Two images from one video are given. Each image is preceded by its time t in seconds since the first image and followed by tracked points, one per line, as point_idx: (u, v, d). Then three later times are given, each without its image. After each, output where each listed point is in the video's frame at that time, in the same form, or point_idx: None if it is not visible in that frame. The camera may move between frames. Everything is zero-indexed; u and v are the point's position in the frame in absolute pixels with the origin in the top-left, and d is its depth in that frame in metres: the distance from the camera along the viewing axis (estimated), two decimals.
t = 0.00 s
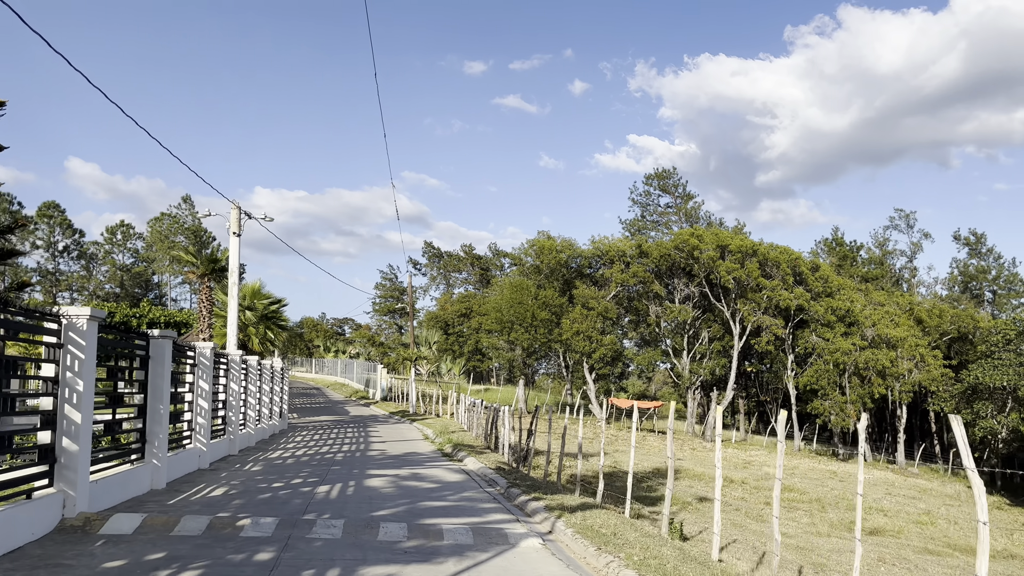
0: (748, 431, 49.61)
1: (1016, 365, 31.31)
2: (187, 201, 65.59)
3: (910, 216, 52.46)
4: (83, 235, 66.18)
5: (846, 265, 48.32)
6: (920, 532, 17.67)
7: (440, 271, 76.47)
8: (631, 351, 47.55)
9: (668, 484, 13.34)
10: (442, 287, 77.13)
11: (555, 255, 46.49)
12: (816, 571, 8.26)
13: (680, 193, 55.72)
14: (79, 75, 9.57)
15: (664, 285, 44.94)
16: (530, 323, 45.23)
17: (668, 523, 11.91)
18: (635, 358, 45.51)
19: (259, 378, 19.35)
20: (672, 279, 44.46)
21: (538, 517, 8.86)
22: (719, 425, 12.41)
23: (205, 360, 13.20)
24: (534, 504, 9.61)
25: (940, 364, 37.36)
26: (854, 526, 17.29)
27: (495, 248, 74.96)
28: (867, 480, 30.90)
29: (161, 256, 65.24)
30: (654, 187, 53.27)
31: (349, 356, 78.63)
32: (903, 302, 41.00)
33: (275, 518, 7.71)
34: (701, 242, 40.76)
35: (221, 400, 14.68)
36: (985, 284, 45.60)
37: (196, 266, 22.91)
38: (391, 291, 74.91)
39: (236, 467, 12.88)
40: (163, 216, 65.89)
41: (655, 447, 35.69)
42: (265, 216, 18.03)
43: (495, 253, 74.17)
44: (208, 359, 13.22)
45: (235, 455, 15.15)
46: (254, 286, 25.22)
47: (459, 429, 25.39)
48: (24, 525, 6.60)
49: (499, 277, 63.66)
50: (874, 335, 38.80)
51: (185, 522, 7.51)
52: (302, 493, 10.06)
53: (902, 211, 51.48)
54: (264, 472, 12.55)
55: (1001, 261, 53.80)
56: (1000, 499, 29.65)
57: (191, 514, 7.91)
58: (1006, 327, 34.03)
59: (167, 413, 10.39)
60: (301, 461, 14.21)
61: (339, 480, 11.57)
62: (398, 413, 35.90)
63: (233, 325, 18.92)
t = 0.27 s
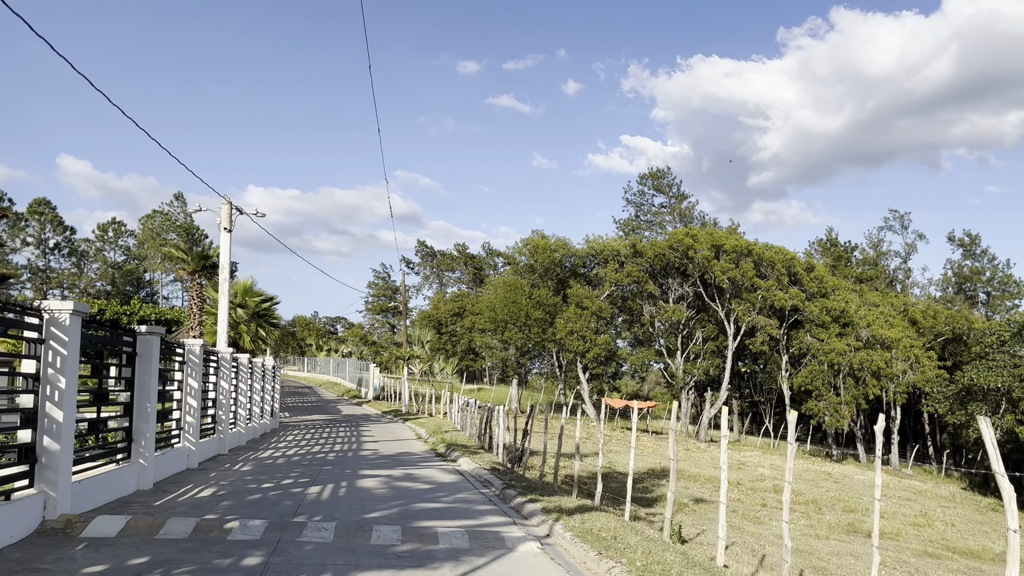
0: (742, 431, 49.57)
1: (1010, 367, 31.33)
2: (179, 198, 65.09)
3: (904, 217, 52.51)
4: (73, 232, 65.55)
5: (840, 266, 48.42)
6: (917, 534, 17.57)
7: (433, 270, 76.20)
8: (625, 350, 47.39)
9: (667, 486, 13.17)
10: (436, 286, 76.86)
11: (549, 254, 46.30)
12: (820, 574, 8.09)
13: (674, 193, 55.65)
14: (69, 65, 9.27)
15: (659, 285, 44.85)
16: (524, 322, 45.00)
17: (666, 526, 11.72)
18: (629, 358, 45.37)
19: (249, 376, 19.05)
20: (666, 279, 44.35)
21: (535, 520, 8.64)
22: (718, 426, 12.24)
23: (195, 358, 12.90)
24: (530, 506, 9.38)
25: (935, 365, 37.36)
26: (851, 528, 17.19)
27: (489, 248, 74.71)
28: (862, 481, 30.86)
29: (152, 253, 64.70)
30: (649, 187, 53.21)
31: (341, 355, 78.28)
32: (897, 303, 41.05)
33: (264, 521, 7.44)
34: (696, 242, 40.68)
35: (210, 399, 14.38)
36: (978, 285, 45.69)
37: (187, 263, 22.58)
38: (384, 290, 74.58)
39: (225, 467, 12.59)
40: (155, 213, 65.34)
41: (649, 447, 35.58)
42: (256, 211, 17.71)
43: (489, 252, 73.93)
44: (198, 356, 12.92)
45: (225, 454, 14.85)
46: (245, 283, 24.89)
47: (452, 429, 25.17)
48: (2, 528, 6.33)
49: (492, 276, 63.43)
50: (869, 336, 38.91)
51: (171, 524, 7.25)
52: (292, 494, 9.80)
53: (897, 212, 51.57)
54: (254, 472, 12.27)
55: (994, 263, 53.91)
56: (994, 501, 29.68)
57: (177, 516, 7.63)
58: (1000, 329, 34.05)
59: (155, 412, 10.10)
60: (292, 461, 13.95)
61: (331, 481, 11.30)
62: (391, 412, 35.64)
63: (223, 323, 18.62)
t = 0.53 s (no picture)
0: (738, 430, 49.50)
1: (1008, 367, 31.22)
2: (174, 194, 64.64)
3: (902, 217, 52.47)
4: (67, 228, 65.00)
5: (838, 265, 48.42)
6: (918, 535, 17.44)
7: (429, 267, 75.93)
8: (621, 349, 47.20)
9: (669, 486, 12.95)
10: (432, 284, 76.58)
11: (547, 252, 46.09)
12: None
13: (672, 192, 55.51)
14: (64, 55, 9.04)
15: (656, 284, 44.72)
16: (521, 320, 44.76)
17: (668, 528, 11.52)
18: (626, 356, 45.21)
19: (244, 374, 18.77)
20: (664, 278, 44.21)
21: (537, 523, 8.42)
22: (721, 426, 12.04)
23: (188, 354, 12.61)
24: (531, 507, 9.16)
25: (932, 365, 37.29)
26: (851, 530, 17.05)
27: (485, 245, 74.46)
28: (860, 481, 30.78)
29: (147, 250, 64.24)
30: (646, 185, 53.05)
31: (336, 352, 77.97)
32: (895, 302, 41.03)
33: (257, 523, 7.19)
34: (693, 241, 40.52)
35: (204, 396, 14.11)
36: (976, 285, 45.66)
37: (181, 259, 22.26)
38: (380, 288, 74.27)
39: (219, 466, 12.32)
40: (149, 209, 64.86)
41: (646, 446, 35.43)
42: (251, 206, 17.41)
43: (485, 250, 73.68)
44: (191, 353, 12.63)
45: (219, 453, 14.57)
46: (240, 280, 24.58)
47: (449, 427, 24.97)
48: None
49: (489, 274, 63.19)
50: (867, 335, 38.63)
51: (161, 526, 6.98)
52: (287, 494, 9.54)
53: (895, 212, 51.52)
54: (248, 471, 11.98)
55: (992, 263, 53.91)
56: (991, 501, 29.58)
57: (167, 518, 7.37)
58: (998, 328, 33.97)
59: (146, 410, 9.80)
60: (287, 460, 13.69)
61: (326, 481, 11.05)
62: (386, 411, 35.39)
63: (217, 319, 18.34)
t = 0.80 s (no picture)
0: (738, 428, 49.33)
1: (1011, 366, 31.00)
2: (172, 188, 64.27)
3: (905, 214, 52.27)
4: (64, 221, 64.62)
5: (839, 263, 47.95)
6: (923, 535, 17.23)
7: (428, 263, 75.64)
8: (622, 346, 46.95)
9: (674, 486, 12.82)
10: (431, 280, 76.33)
11: (547, 248, 45.83)
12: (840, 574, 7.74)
13: (673, 188, 55.25)
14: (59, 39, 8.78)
15: (657, 280, 44.50)
16: (521, 316, 44.47)
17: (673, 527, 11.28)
18: (626, 353, 44.99)
19: (242, 368, 18.52)
20: (665, 274, 43.98)
21: (544, 522, 8.18)
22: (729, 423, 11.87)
23: (184, 348, 12.31)
24: (536, 506, 8.92)
25: (935, 363, 37.09)
26: (857, 529, 16.84)
27: (485, 241, 74.17)
28: (862, 480, 30.62)
29: (145, 244, 63.88)
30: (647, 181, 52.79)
31: (335, 348, 77.71)
32: (897, 300, 40.89)
33: (255, 522, 6.93)
34: (694, 237, 40.27)
35: (200, 391, 13.82)
36: (979, 283, 45.44)
37: (178, 252, 21.96)
38: (378, 283, 73.98)
39: (215, 463, 12.04)
40: (147, 204, 64.47)
41: (647, 444, 35.23)
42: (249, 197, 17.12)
43: (484, 246, 73.42)
44: (187, 347, 12.33)
45: (215, 448, 14.30)
46: (238, 274, 24.30)
47: (449, 424, 24.74)
48: None
49: (488, 270, 62.93)
50: (869, 333, 38.70)
51: (154, 524, 6.71)
52: (285, 492, 9.27)
53: (897, 209, 51.34)
54: (245, 467, 11.72)
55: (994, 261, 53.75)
56: (994, 500, 29.41)
57: (161, 516, 7.11)
58: (1001, 327, 33.70)
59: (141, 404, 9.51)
60: (286, 456, 13.42)
61: (325, 478, 10.79)
62: (385, 407, 35.15)
63: (214, 313, 18.04)
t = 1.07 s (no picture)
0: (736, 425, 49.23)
1: (1011, 364, 30.81)
2: (169, 182, 63.80)
3: (904, 212, 52.15)
4: (60, 216, 64.16)
5: (839, 260, 48.54)
6: (926, 535, 17.06)
7: (425, 259, 75.33)
8: (620, 343, 46.73)
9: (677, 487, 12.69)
10: (428, 276, 76.04)
11: (545, 244, 45.59)
12: (847, 575, 7.60)
13: (672, 185, 55.05)
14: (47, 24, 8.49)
15: (656, 277, 44.35)
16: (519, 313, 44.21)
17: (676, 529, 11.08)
18: (624, 350, 44.81)
19: (237, 364, 18.23)
20: (664, 271, 43.80)
21: (547, 525, 7.95)
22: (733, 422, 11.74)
23: (178, 344, 11.99)
24: (539, 508, 8.69)
25: (935, 361, 36.95)
26: (860, 530, 16.66)
27: (482, 238, 73.90)
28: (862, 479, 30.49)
29: (140, 239, 63.45)
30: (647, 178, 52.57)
31: (332, 344, 77.43)
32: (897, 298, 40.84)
33: (249, 525, 6.67)
34: (694, 234, 40.12)
35: (194, 388, 13.52)
36: (979, 281, 45.31)
37: (173, 246, 21.64)
38: (376, 279, 73.69)
39: (209, 461, 11.74)
40: (143, 198, 64.01)
41: (645, 441, 35.03)
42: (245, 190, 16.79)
43: (482, 242, 73.15)
44: (181, 343, 12.01)
45: (210, 446, 14.03)
46: (234, 268, 23.97)
47: (447, 421, 24.52)
48: None
49: (486, 267, 62.67)
50: (869, 331, 38.59)
51: (143, 527, 6.44)
52: (280, 492, 9.01)
53: (897, 207, 51.19)
54: (240, 465, 11.45)
55: (994, 259, 53.63)
56: (994, 499, 29.27)
57: (152, 517, 6.85)
58: (1000, 325, 33.42)
59: (133, 401, 9.18)
60: (282, 455, 13.17)
61: (322, 477, 10.53)
62: (382, 403, 34.92)
63: (209, 308, 17.75)
